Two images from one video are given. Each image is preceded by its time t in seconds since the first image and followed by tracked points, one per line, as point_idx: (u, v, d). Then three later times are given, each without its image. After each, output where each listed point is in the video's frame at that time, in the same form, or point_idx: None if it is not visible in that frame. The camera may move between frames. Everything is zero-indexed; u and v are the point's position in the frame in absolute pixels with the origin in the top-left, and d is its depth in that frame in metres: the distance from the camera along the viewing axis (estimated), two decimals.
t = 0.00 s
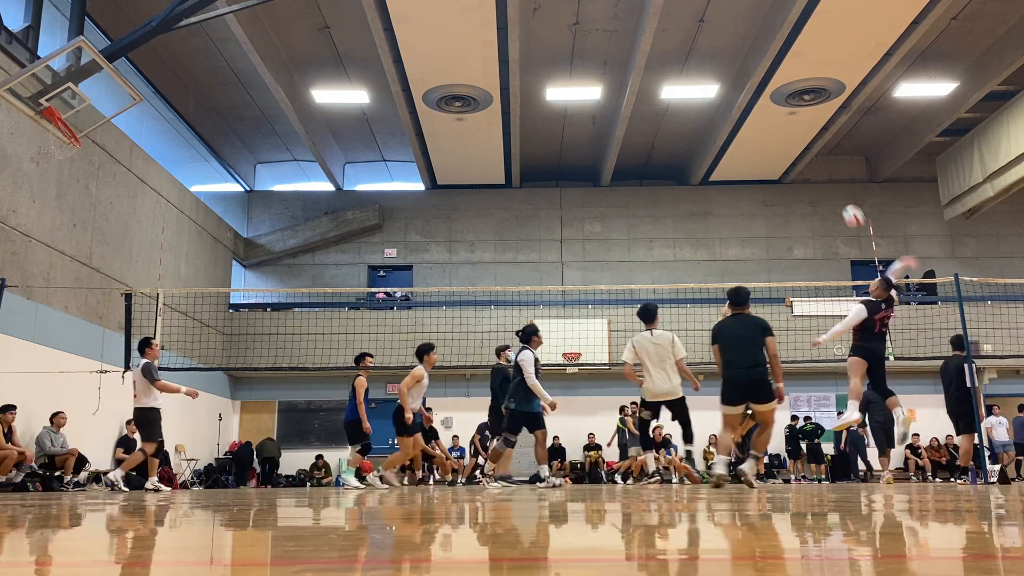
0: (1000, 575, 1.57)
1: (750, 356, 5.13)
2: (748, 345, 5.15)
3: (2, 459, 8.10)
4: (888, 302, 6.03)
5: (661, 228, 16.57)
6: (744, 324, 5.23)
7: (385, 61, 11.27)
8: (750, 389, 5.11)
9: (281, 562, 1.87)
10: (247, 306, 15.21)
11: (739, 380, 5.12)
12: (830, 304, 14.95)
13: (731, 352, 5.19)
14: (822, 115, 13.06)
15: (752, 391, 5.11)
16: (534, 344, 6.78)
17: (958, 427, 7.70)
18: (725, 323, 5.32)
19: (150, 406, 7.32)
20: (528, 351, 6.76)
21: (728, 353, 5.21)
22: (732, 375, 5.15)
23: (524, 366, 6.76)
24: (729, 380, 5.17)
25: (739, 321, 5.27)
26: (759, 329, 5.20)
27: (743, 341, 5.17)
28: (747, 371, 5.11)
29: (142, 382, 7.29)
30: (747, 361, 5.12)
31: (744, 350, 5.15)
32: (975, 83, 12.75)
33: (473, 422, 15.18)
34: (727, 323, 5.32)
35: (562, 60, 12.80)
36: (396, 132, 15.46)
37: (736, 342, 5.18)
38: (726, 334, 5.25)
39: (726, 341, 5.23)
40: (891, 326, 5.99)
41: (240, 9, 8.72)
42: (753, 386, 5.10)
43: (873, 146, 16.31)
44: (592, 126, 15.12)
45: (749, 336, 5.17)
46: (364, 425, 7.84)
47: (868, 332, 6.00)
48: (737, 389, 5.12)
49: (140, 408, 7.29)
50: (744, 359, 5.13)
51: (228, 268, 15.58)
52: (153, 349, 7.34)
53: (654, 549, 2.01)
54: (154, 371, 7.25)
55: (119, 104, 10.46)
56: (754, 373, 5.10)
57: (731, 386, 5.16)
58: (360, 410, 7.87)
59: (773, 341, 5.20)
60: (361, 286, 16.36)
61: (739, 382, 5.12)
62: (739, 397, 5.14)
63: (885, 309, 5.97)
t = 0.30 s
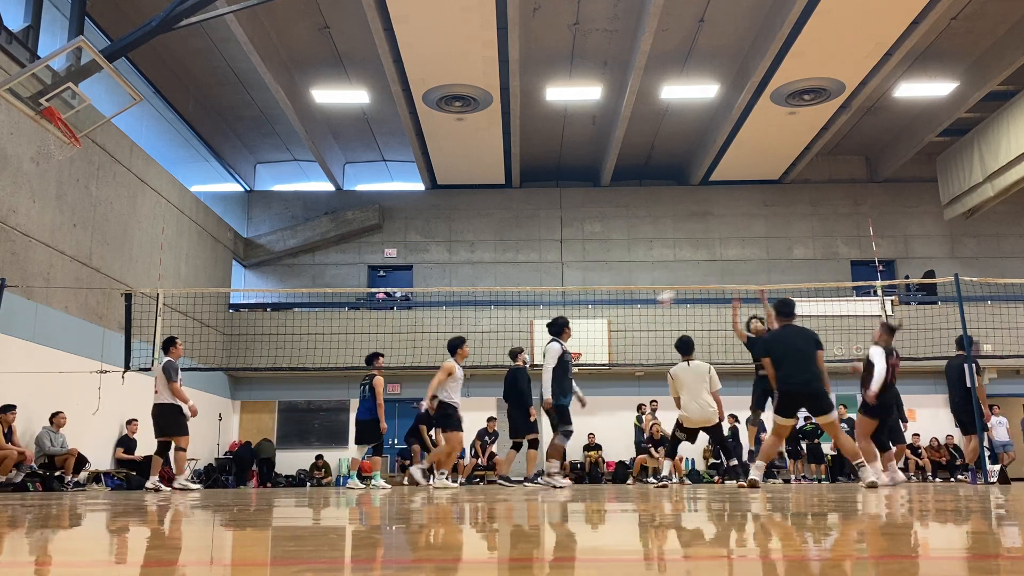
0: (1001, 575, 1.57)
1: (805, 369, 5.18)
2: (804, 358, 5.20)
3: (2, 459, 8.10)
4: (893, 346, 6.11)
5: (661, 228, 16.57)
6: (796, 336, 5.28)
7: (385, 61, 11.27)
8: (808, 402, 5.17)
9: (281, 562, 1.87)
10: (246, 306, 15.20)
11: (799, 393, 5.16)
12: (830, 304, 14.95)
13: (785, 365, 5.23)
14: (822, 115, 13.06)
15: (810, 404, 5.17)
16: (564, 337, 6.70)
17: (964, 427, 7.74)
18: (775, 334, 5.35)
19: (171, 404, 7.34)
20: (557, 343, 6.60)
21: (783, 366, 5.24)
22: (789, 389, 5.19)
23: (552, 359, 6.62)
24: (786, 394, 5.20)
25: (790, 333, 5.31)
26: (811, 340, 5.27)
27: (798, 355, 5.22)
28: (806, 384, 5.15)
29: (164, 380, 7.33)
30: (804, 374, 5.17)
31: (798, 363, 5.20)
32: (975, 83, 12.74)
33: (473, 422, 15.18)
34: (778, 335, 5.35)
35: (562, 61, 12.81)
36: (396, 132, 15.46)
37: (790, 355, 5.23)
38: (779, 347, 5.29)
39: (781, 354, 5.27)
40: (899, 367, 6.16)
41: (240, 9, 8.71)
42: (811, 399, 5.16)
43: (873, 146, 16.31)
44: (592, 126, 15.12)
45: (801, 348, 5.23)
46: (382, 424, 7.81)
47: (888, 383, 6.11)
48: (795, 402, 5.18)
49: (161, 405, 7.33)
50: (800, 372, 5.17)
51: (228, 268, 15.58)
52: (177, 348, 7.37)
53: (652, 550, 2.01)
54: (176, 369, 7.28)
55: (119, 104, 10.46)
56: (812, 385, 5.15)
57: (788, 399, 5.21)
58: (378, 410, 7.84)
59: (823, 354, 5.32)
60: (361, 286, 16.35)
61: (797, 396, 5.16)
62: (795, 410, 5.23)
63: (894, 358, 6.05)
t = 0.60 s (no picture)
0: (1001, 575, 1.57)
1: (842, 352, 5.22)
2: (841, 339, 5.25)
3: (2, 459, 8.10)
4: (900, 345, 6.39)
5: (661, 228, 16.57)
6: (834, 319, 5.32)
7: (385, 61, 11.27)
8: (841, 383, 5.17)
9: (281, 563, 1.87)
10: (246, 306, 15.19)
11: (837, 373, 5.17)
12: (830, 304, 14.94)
13: (824, 345, 5.23)
14: (822, 115, 13.06)
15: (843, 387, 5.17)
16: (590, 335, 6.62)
17: (965, 429, 7.72)
18: (813, 315, 5.36)
19: (188, 404, 7.34)
20: (586, 342, 6.49)
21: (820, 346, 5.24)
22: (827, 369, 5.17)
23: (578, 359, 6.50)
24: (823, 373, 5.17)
25: (827, 314, 5.34)
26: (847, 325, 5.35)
27: (836, 338, 5.24)
28: (844, 365, 5.18)
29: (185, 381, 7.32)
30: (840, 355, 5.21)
31: (836, 344, 5.23)
32: (976, 83, 12.74)
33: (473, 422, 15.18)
34: (815, 315, 5.36)
35: (562, 60, 12.81)
36: (396, 132, 15.46)
37: (830, 335, 5.25)
38: (818, 326, 5.29)
39: (820, 333, 5.26)
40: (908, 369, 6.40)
41: (240, 9, 8.71)
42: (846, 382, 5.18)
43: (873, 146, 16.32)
44: (592, 126, 15.12)
45: (840, 329, 5.28)
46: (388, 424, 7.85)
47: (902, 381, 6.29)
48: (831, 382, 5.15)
49: (180, 405, 7.34)
50: (838, 353, 5.20)
51: (228, 268, 15.57)
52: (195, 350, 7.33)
53: (652, 549, 2.00)
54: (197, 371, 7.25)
55: (119, 104, 10.46)
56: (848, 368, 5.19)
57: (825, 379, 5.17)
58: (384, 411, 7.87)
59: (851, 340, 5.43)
60: (361, 286, 16.35)
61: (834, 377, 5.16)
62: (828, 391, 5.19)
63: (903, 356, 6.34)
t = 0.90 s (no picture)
0: (1000, 574, 1.57)
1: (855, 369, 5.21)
2: (852, 354, 5.23)
3: (2, 459, 8.10)
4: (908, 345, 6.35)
5: (661, 228, 16.57)
6: (842, 333, 5.31)
7: (385, 61, 11.27)
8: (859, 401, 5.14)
9: (281, 562, 1.87)
10: (246, 306, 15.19)
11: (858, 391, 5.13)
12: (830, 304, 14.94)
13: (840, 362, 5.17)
14: (822, 115, 13.06)
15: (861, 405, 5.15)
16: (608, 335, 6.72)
17: (964, 428, 7.72)
18: (823, 330, 5.30)
19: (193, 403, 7.34)
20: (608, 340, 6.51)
21: (835, 364, 5.18)
22: (847, 387, 5.11)
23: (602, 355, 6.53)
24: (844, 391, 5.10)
25: (834, 329, 5.31)
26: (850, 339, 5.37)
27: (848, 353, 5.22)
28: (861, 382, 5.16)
29: (190, 380, 7.31)
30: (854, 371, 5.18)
31: (850, 360, 5.20)
32: (976, 83, 12.74)
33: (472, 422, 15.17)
34: (824, 330, 5.30)
35: (562, 61, 12.81)
36: (396, 132, 15.46)
37: (843, 351, 5.21)
38: (830, 343, 5.23)
39: (834, 349, 5.20)
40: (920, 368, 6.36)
41: (240, 9, 8.71)
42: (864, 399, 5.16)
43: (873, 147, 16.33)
44: (592, 126, 15.12)
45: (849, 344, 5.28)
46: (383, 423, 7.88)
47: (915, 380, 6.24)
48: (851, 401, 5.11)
49: (183, 404, 7.33)
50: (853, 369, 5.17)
51: (228, 268, 15.57)
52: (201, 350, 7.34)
53: (650, 549, 2.01)
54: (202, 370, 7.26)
55: (119, 104, 10.47)
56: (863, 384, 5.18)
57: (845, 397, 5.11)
58: (382, 413, 7.89)
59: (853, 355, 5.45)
60: (361, 286, 16.36)
61: (854, 394, 5.11)
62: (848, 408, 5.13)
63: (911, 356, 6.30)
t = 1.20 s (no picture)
0: (1000, 574, 1.57)
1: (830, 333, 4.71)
2: (831, 321, 4.72)
3: (2, 459, 8.10)
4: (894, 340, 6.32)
5: (661, 228, 16.58)
6: (823, 299, 4.79)
7: (385, 61, 11.27)
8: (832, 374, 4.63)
9: (280, 562, 1.87)
10: (246, 306, 15.19)
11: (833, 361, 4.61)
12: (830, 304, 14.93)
13: (817, 330, 4.66)
14: (822, 115, 13.06)
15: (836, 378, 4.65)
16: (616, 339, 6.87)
17: (958, 427, 7.72)
18: (802, 293, 4.77)
19: (182, 404, 7.33)
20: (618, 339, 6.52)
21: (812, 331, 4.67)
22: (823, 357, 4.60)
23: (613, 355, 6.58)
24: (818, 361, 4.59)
25: (815, 293, 4.79)
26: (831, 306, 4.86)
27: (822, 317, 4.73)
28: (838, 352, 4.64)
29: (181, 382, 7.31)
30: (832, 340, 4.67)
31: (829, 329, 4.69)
32: (975, 83, 12.74)
33: (472, 422, 15.17)
34: (804, 293, 4.78)
35: (562, 61, 12.81)
36: (396, 132, 15.46)
37: (822, 318, 4.71)
38: (810, 307, 4.71)
39: (813, 315, 4.69)
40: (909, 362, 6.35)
41: (240, 9, 8.71)
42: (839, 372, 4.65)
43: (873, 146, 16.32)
44: (592, 126, 15.12)
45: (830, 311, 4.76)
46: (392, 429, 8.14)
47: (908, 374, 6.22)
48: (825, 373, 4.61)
49: (173, 406, 7.31)
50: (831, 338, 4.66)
51: (228, 268, 15.57)
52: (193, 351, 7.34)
53: (648, 549, 2.01)
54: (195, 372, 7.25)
55: (119, 104, 10.46)
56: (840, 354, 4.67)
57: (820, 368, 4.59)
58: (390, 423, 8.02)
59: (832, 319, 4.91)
60: (361, 286, 16.36)
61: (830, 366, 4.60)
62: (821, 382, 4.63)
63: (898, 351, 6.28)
